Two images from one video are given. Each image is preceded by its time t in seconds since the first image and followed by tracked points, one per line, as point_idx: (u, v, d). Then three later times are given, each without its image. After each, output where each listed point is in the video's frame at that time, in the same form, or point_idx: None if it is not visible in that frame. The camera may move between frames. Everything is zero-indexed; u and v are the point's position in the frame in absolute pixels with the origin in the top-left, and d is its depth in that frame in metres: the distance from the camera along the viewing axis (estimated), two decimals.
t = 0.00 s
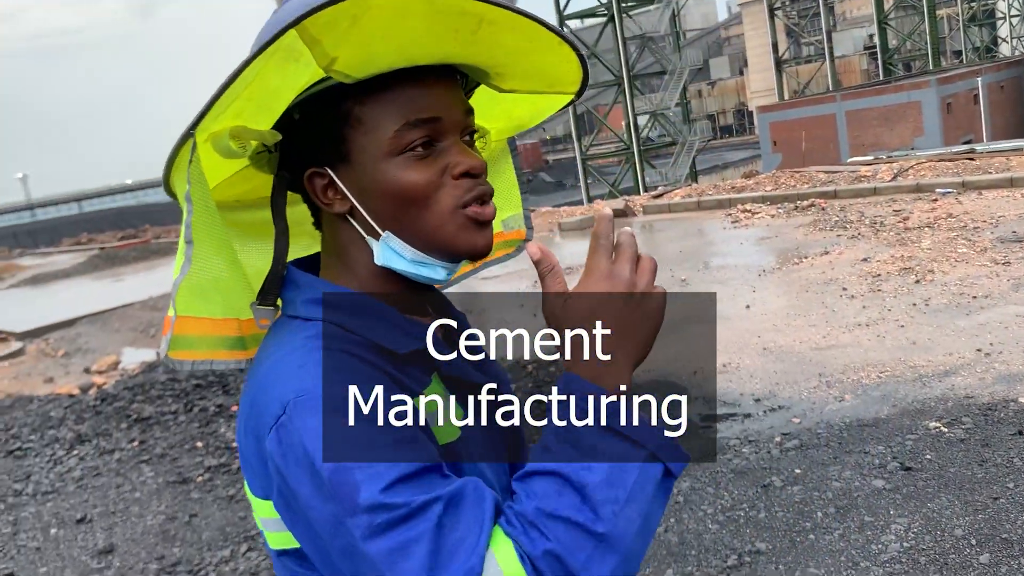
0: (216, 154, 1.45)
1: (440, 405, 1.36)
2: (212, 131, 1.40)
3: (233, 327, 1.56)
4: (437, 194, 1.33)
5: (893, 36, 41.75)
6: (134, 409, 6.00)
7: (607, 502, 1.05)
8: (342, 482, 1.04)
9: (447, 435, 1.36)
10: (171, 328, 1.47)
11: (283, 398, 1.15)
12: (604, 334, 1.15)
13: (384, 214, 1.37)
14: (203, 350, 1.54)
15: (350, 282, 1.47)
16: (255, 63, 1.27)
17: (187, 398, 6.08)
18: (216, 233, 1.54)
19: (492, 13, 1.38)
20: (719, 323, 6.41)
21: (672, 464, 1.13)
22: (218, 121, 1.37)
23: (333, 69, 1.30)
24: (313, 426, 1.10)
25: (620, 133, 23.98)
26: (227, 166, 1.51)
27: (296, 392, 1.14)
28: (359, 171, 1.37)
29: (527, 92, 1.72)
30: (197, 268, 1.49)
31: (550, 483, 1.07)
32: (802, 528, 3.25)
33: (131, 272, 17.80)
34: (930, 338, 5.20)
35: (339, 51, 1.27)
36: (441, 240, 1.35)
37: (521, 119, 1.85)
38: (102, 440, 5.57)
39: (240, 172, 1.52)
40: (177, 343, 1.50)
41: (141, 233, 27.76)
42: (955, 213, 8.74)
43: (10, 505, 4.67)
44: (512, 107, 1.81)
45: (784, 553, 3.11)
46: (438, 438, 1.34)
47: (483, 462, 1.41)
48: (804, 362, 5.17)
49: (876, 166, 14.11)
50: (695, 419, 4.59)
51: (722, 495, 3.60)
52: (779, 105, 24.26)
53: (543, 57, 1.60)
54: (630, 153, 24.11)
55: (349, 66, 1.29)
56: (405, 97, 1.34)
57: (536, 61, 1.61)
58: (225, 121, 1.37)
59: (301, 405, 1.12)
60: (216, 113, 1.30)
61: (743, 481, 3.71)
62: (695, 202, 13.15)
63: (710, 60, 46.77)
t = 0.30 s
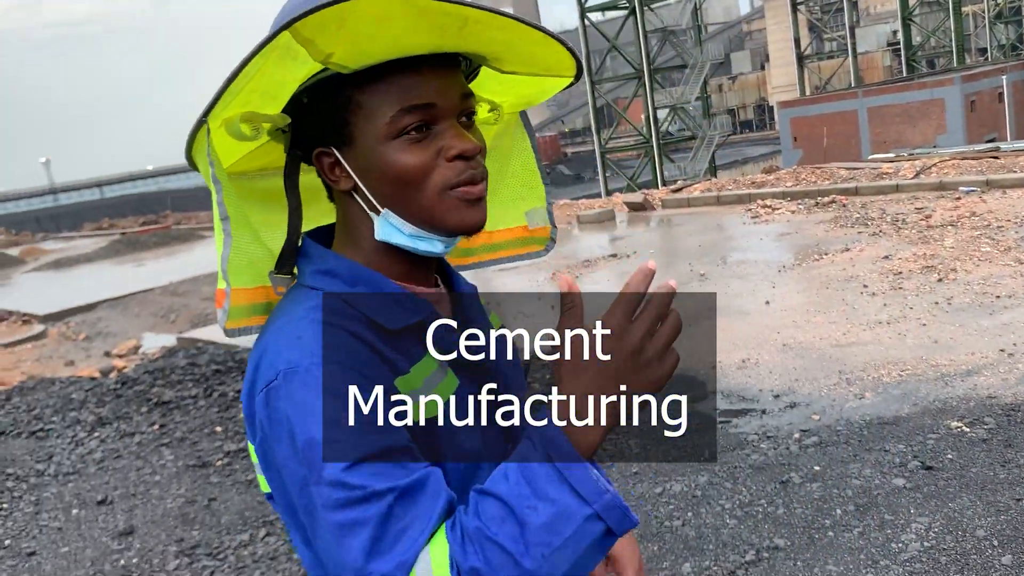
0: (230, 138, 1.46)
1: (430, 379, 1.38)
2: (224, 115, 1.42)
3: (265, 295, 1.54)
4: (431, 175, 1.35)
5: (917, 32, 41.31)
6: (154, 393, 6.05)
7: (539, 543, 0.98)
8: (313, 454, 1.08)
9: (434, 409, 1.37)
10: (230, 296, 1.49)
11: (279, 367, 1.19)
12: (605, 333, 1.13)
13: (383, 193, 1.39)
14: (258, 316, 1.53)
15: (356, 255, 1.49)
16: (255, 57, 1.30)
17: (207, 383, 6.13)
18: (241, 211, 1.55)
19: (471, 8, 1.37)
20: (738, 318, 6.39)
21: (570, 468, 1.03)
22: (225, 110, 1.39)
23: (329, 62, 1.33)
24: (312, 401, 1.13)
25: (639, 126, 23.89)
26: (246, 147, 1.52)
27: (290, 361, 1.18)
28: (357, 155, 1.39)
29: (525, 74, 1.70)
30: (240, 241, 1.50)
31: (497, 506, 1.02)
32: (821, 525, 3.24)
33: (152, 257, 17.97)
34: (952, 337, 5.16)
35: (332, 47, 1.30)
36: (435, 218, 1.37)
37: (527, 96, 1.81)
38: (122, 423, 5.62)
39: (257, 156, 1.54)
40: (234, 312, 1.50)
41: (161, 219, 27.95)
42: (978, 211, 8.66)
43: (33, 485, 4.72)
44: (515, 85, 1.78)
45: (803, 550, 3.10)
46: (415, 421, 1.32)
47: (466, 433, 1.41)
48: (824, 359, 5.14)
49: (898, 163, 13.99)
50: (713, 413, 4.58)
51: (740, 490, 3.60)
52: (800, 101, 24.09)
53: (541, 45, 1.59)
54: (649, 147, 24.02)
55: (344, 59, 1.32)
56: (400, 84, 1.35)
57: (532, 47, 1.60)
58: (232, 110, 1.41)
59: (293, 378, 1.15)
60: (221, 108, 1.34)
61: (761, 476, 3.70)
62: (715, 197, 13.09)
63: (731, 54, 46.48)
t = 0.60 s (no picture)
0: (323, 119, 1.50)
1: (476, 369, 1.33)
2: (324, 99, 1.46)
3: (343, 265, 1.57)
4: (503, 174, 1.34)
5: (970, 48, 40.63)
6: (198, 379, 6.13)
7: None
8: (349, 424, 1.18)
9: (473, 397, 1.32)
10: (300, 264, 1.52)
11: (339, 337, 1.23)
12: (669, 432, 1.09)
13: (457, 182, 1.38)
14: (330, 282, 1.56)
15: (427, 240, 1.46)
16: (349, 49, 1.32)
17: (250, 371, 6.20)
18: (325, 188, 1.59)
19: (561, 28, 1.32)
20: (782, 332, 6.32)
21: (552, 503, 1.07)
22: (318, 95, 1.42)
23: (421, 59, 1.33)
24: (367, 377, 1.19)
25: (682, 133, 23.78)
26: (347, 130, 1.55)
27: (348, 332, 1.22)
28: (439, 146, 1.38)
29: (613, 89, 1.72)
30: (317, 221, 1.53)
31: (486, 534, 1.07)
32: (869, 546, 3.18)
33: (195, 243, 18.24)
34: (1005, 361, 5.06)
35: (424, 46, 1.30)
36: (502, 216, 1.36)
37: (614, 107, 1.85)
38: (166, 407, 5.69)
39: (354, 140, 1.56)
40: (304, 273, 1.53)
41: (205, 206, 28.35)
42: None
43: (78, 464, 4.80)
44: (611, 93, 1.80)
45: (851, 571, 3.05)
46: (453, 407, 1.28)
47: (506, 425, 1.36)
48: (871, 377, 5.06)
49: (948, 181, 13.78)
50: (757, 427, 4.53)
51: (785, 507, 3.55)
52: (846, 114, 23.80)
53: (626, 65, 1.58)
54: (691, 154, 23.88)
55: (436, 59, 1.31)
56: (488, 87, 1.34)
57: (616, 66, 1.58)
58: (333, 91, 1.43)
59: (350, 354, 1.21)
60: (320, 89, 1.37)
61: (807, 494, 3.65)
62: (760, 207, 12.99)
63: (778, 64, 46.11)
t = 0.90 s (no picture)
0: (427, 116, 1.72)
1: (548, 367, 1.48)
2: (426, 98, 1.68)
3: (427, 260, 1.80)
4: (586, 183, 1.54)
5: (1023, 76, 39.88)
6: (240, 378, 6.19)
7: None
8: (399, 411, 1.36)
9: (545, 392, 1.47)
10: (392, 251, 1.73)
11: (413, 318, 1.40)
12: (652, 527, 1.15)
13: (543, 188, 1.57)
14: (412, 277, 1.78)
15: (511, 243, 1.66)
16: (460, 50, 1.52)
17: (292, 373, 6.25)
18: (420, 181, 1.82)
19: (656, 53, 1.53)
20: (827, 356, 6.24)
21: (549, 562, 1.19)
22: (425, 91, 1.64)
23: (521, 67, 1.53)
24: (427, 363, 1.36)
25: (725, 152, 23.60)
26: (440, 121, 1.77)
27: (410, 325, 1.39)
28: (530, 153, 1.58)
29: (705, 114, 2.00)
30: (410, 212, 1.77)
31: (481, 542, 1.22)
32: None
33: (237, 244, 18.43)
34: None
35: (526, 57, 1.50)
36: (581, 225, 1.56)
37: (704, 132, 2.13)
38: (209, 404, 5.76)
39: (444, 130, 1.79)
40: (396, 267, 1.74)
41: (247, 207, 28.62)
42: None
43: (122, 457, 4.86)
44: (704, 125, 2.09)
45: None
46: (516, 401, 1.42)
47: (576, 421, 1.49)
48: (920, 407, 4.96)
49: (998, 210, 13.50)
50: (802, 452, 4.46)
51: (831, 535, 3.49)
52: (893, 137, 23.46)
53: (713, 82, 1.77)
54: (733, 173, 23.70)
55: (535, 70, 1.52)
56: (581, 100, 1.55)
57: (701, 82, 1.77)
58: (438, 90, 1.65)
59: (417, 338, 1.37)
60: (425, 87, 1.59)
61: (853, 523, 3.58)
62: (805, 229, 12.83)
63: (824, 85, 45.61)
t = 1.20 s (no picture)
0: (449, 134, 1.72)
1: (560, 380, 1.48)
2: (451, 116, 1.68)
3: (439, 276, 1.83)
4: (606, 204, 1.54)
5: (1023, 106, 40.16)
6: (239, 394, 6.16)
7: None
8: (407, 418, 1.35)
9: (557, 405, 1.46)
10: (402, 260, 1.73)
11: (425, 327, 1.42)
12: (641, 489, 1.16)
13: (562, 208, 1.57)
14: (417, 287, 1.80)
15: (529, 263, 1.67)
16: (487, 69, 1.52)
17: (291, 390, 6.22)
18: (436, 200, 1.82)
19: (683, 73, 1.55)
20: (828, 383, 6.23)
21: (536, 555, 1.17)
22: (450, 109, 1.64)
23: (549, 88, 1.53)
24: (435, 368, 1.36)
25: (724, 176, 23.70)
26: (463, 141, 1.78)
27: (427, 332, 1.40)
28: (550, 173, 1.58)
29: (721, 142, 2.01)
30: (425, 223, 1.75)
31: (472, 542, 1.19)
32: None
33: (237, 259, 18.46)
34: None
35: (553, 75, 1.50)
36: (599, 244, 1.55)
37: (716, 163, 2.14)
38: (207, 420, 5.73)
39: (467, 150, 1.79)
40: (404, 277, 1.77)
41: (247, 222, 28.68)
42: None
43: (119, 472, 4.83)
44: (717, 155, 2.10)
45: None
46: (524, 415, 1.41)
47: (587, 439, 1.48)
48: (922, 436, 4.94)
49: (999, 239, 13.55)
50: (803, 479, 4.44)
51: (833, 565, 3.46)
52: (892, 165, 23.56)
53: (733, 106, 1.80)
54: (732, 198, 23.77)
55: (561, 89, 1.52)
56: (604, 123, 1.56)
57: (720, 106, 1.80)
58: (462, 110, 1.65)
59: (427, 345, 1.38)
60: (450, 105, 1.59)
61: (855, 552, 3.56)
62: (805, 255, 12.86)
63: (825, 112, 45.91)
